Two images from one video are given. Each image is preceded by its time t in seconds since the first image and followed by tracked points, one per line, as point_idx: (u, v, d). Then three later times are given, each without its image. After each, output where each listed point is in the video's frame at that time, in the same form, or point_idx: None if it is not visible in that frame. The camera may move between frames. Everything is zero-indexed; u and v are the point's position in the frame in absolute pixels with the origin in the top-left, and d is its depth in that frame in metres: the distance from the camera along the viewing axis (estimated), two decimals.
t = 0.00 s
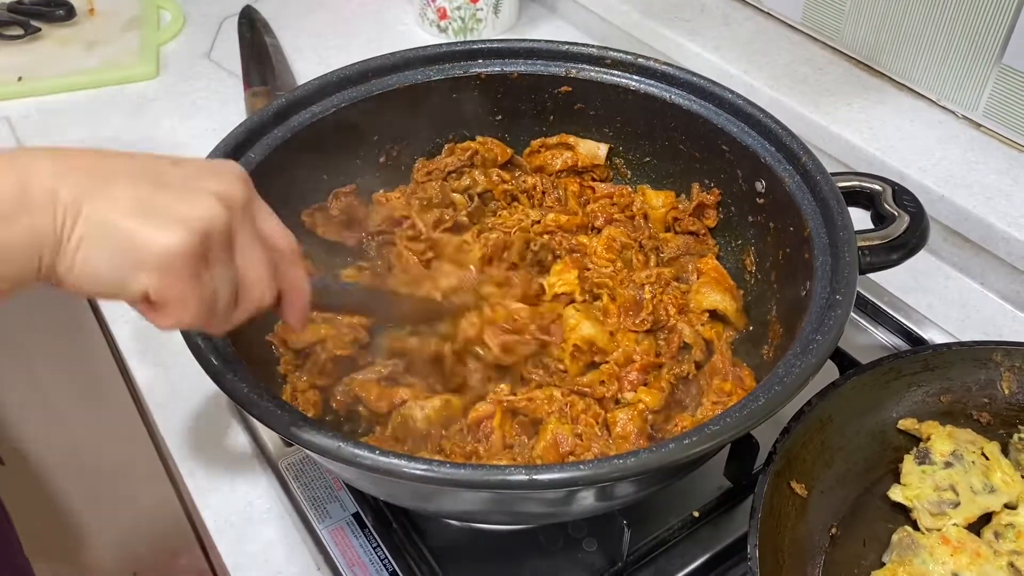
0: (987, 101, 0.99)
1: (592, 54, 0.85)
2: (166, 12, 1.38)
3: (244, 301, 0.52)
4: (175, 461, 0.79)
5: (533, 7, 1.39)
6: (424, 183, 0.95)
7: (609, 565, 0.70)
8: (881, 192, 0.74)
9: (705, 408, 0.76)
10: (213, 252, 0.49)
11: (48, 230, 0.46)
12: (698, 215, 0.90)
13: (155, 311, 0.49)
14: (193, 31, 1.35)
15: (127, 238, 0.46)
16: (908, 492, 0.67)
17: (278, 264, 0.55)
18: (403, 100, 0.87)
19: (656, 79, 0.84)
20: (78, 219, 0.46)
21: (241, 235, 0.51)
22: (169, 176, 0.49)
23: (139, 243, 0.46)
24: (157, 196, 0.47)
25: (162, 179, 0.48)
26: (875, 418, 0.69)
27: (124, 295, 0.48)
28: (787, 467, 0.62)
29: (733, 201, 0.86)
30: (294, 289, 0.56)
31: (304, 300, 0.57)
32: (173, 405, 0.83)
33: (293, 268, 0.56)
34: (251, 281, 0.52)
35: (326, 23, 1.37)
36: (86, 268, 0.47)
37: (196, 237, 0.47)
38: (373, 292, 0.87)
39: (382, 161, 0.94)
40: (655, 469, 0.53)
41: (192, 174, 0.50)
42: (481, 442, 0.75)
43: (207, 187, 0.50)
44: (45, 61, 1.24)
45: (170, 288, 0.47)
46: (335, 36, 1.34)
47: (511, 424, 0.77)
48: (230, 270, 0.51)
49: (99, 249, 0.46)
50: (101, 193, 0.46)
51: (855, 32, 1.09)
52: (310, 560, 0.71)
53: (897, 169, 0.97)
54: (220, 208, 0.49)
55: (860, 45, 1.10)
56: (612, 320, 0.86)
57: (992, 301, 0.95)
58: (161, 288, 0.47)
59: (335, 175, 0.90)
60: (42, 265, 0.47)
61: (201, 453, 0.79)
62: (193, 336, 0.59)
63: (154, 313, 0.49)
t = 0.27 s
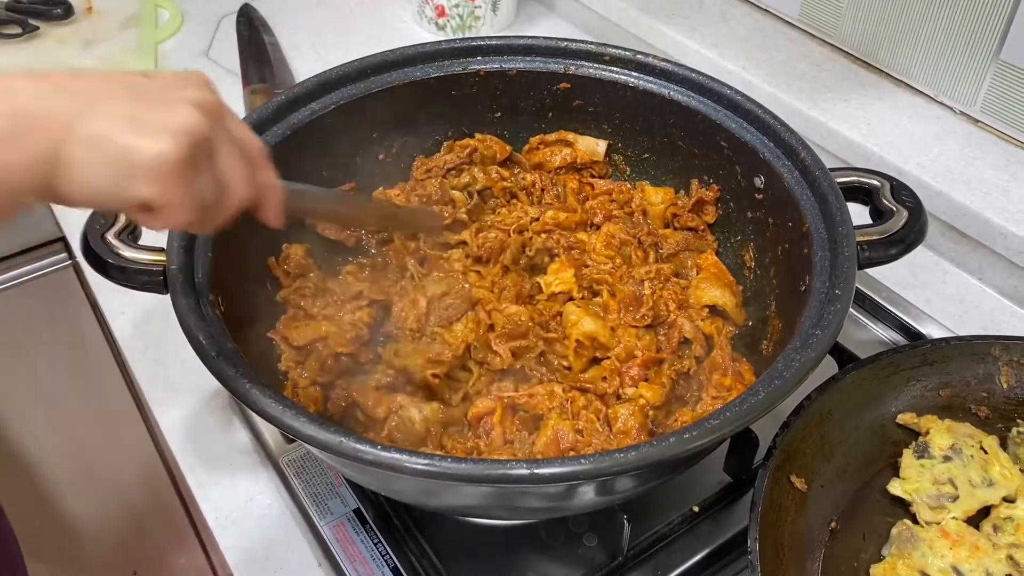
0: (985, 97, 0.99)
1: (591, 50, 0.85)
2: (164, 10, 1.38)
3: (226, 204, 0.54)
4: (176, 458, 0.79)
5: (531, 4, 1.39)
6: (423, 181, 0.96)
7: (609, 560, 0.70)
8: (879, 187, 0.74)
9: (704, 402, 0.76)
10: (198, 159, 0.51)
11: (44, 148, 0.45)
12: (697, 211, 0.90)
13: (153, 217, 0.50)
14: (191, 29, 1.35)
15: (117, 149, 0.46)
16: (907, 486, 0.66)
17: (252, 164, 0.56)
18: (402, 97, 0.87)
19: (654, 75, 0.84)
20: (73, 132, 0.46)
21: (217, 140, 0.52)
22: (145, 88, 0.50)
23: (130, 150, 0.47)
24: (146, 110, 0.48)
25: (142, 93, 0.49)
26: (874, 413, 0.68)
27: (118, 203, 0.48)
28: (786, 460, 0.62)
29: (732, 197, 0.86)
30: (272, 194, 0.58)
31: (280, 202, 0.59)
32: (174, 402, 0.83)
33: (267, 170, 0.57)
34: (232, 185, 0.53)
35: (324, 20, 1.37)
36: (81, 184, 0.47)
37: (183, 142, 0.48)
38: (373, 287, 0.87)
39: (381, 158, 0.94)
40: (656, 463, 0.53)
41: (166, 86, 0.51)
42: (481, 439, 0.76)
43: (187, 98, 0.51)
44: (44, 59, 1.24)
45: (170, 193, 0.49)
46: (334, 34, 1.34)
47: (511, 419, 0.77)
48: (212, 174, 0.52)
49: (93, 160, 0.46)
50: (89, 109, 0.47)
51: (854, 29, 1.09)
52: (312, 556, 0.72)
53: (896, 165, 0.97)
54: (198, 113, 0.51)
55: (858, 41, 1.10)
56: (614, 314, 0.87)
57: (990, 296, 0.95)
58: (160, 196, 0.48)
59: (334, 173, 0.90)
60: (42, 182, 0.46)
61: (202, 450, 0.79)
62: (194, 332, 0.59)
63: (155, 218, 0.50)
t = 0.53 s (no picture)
0: (979, 92, 0.99)
1: (587, 47, 0.85)
2: (158, 10, 1.38)
3: (268, 270, 0.56)
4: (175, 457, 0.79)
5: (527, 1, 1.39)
6: (424, 185, 0.96)
7: (609, 555, 0.70)
8: (875, 182, 0.75)
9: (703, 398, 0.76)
10: (240, 228, 0.52)
11: (93, 212, 0.49)
12: (695, 207, 0.90)
13: (191, 283, 0.52)
14: (186, 28, 1.35)
15: (160, 214, 0.50)
16: (905, 479, 0.66)
17: (303, 230, 0.57)
18: (398, 95, 0.87)
19: (650, 71, 0.84)
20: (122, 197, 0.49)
21: (263, 212, 0.54)
22: (194, 153, 0.53)
23: (171, 219, 0.50)
24: (185, 176, 0.51)
25: (193, 159, 0.52)
26: (871, 407, 0.69)
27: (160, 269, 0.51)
28: (785, 454, 0.63)
29: (730, 193, 0.86)
30: (322, 257, 0.59)
31: (329, 264, 0.60)
32: (172, 401, 0.83)
33: (317, 234, 0.58)
34: (275, 252, 0.55)
35: (319, 19, 1.36)
36: (128, 250, 0.50)
37: (225, 214, 0.51)
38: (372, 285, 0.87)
39: (378, 156, 0.94)
40: (655, 458, 0.53)
41: (216, 151, 0.54)
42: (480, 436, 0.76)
43: (234, 165, 0.53)
44: (38, 60, 1.24)
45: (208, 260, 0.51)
46: (329, 32, 1.34)
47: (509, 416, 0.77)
48: (254, 242, 0.54)
49: (141, 228, 0.50)
50: (138, 177, 0.50)
51: (848, 25, 1.10)
52: (311, 554, 0.72)
53: (891, 160, 0.97)
54: (243, 180, 0.53)
55: (853, 37, 1.10)
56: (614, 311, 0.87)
57: (986, 290, 0.95)
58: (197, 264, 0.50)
59: (331, 171, 0.90)
60: (96, 243, 0.50)
61: (201, 449, 0.79)
62: (193, 331, 0.59)
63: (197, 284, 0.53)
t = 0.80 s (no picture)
0: (965, 86, 1.00)
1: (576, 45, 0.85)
2: (143, 12, 1.37)
3: (263, 353, 0.53)
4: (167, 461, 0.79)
5: None
6: (415, 186, 0.96)
7: (604, 553, 0.71)
8: (864, 177, 0.75)
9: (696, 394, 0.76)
10: (240, 314, 0.50)
11: (84, 277, 0.48)
12: (686, 204, 0.91)
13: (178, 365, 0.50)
14: (172, 30, 1.34)
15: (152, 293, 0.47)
16: (897, 473, 0.67)
17: (314, 309, 0.56)
18: (387, 95, 0.87)
19: (639, 69, 0.85)
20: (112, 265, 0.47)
21: (273, 303, 0.52)
22: (204, 222, 0.50)
23: (161, 303, 0.47)
24: (187, 255, 0.48)
25: (197, 233, 0.49)
26: (863, 401, 0.69)
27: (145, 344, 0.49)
28: (779, 450, 0.63)
29: (720, 190, 0.86)
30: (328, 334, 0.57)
31: (335, 344, 0.58)
32: (163, 405, 0.83)
33: (326, 315, 0.56)
34: (276, 339, 0.53)
35: (306, 20, 1.36)
36: (112, 322, 0.48)
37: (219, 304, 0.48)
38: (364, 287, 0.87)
39: (368, 157, 0.94)
40: (650, 455, 0.53)
41: (223, 222, 0.50)
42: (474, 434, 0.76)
43: (243, 243, 0.49)
44: (22, 63, 1.23)
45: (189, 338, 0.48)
46: (316, 33, 1.33)
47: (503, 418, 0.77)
48: (254, 327, 0.51)
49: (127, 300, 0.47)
50: (128, 246, 0.47)
51: (835, 21, 1.10)
52: (306, 556, 0.72)
53: (879, 156, 0.98)
54: (251, 268, 0.49)
55: (840, 33, 1.11)
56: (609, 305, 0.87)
57: (975, 283, 0.96)
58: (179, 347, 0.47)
59: (322, 173, 0.90)
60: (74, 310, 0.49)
61: (193, 453, 0.79)
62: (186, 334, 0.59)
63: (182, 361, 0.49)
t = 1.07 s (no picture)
0: (952, 78, 1.00)
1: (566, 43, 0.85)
2: (124, 15, 1.35)
3: (157, 362, 0.48)
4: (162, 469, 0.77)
5: None
6: (405, 186, 0.95)
7: (606, 552, 0.70)
8: (858, 170, 0.75)
9: (694, 391, 0.76)
10: (115, 308, 0.44)
11: None
12: (679, 200, 0.90)
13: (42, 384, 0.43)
14: (153, 33, 1.32)
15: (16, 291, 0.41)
16: (899, 465, 0.66)
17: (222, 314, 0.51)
18: (376, 95, 0.86)
19: (630, 65, 0.84)
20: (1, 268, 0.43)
21: (156, 283, 0.47)
22: (69, 208, 0.46)
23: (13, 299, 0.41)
24: (50, 233, 0.43)
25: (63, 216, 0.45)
26: (861, 393, 0.69)
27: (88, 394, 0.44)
28: (780, 445, 0.63)
29: (713, 185, 0.86)
30: (247, 349, 0.52)
31: (260, 362, 0.52)
32: (157, 412, 0.82)
33: (236, 319, 0.51)
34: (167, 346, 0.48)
35: (290, 21, 1.35)
36: None
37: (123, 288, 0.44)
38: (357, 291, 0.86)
39: (358, 158, 0.93)
40: (655, 454, 0.53)
41: (97, 204, 0.47)
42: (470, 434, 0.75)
43: (117, 225, 0.46)
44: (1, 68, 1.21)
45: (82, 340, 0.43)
46: (300, 34, 1.32)
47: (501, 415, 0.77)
48: (138, 326, 0.46)
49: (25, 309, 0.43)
50: None
51: (822, 15, 1.10)
52: (306, 562, 0.71)
53: (869, 148, 0.98)
54: (124, 249, 0.45)
55: (827, 27, 1.11)
56: (602, 305, 0.87)
57: (965, 274, 0.96)
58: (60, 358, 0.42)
59: (311, 175, 0.89)
60: None
61: (189, 461, 0.78)
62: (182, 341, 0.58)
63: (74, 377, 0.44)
